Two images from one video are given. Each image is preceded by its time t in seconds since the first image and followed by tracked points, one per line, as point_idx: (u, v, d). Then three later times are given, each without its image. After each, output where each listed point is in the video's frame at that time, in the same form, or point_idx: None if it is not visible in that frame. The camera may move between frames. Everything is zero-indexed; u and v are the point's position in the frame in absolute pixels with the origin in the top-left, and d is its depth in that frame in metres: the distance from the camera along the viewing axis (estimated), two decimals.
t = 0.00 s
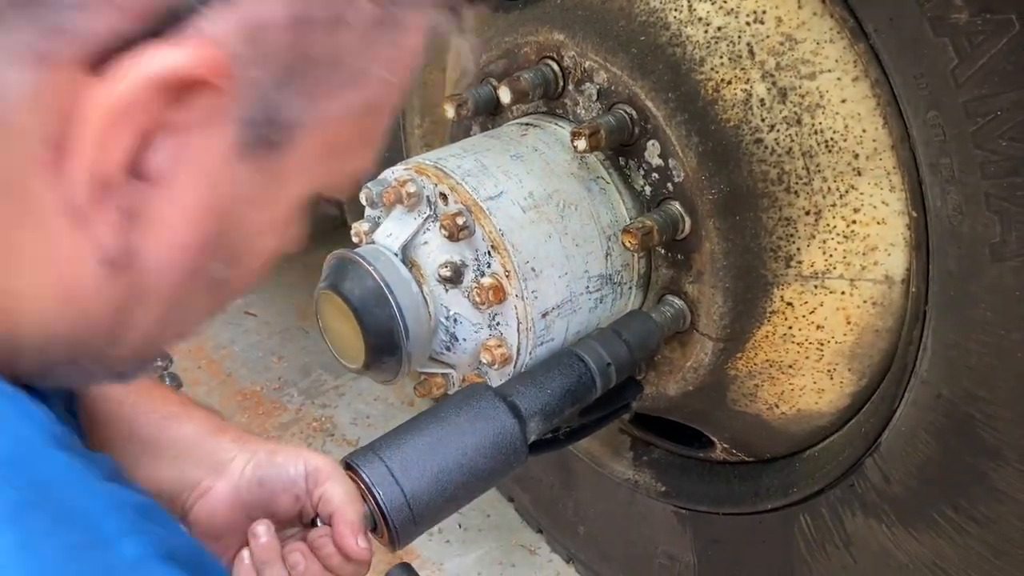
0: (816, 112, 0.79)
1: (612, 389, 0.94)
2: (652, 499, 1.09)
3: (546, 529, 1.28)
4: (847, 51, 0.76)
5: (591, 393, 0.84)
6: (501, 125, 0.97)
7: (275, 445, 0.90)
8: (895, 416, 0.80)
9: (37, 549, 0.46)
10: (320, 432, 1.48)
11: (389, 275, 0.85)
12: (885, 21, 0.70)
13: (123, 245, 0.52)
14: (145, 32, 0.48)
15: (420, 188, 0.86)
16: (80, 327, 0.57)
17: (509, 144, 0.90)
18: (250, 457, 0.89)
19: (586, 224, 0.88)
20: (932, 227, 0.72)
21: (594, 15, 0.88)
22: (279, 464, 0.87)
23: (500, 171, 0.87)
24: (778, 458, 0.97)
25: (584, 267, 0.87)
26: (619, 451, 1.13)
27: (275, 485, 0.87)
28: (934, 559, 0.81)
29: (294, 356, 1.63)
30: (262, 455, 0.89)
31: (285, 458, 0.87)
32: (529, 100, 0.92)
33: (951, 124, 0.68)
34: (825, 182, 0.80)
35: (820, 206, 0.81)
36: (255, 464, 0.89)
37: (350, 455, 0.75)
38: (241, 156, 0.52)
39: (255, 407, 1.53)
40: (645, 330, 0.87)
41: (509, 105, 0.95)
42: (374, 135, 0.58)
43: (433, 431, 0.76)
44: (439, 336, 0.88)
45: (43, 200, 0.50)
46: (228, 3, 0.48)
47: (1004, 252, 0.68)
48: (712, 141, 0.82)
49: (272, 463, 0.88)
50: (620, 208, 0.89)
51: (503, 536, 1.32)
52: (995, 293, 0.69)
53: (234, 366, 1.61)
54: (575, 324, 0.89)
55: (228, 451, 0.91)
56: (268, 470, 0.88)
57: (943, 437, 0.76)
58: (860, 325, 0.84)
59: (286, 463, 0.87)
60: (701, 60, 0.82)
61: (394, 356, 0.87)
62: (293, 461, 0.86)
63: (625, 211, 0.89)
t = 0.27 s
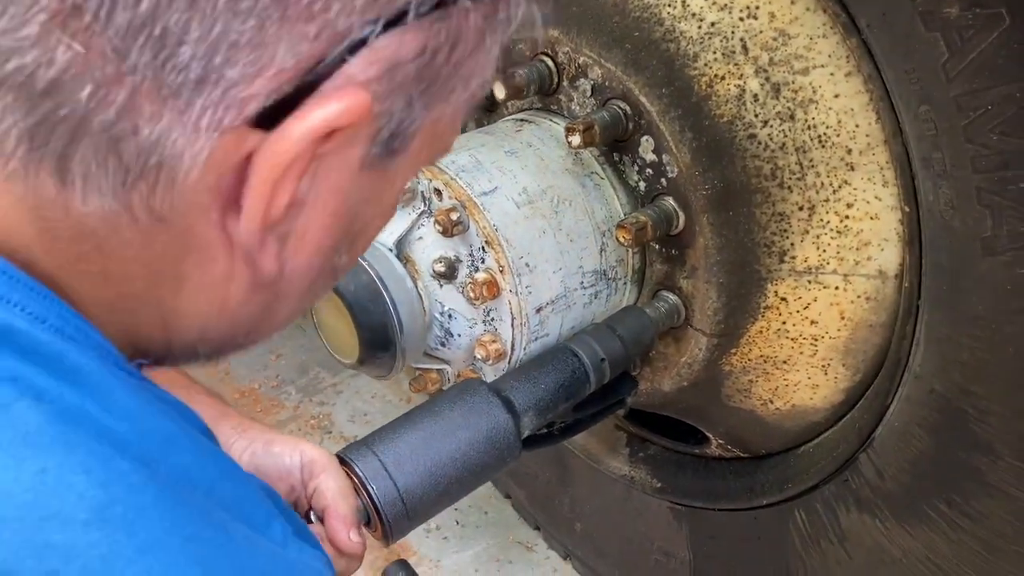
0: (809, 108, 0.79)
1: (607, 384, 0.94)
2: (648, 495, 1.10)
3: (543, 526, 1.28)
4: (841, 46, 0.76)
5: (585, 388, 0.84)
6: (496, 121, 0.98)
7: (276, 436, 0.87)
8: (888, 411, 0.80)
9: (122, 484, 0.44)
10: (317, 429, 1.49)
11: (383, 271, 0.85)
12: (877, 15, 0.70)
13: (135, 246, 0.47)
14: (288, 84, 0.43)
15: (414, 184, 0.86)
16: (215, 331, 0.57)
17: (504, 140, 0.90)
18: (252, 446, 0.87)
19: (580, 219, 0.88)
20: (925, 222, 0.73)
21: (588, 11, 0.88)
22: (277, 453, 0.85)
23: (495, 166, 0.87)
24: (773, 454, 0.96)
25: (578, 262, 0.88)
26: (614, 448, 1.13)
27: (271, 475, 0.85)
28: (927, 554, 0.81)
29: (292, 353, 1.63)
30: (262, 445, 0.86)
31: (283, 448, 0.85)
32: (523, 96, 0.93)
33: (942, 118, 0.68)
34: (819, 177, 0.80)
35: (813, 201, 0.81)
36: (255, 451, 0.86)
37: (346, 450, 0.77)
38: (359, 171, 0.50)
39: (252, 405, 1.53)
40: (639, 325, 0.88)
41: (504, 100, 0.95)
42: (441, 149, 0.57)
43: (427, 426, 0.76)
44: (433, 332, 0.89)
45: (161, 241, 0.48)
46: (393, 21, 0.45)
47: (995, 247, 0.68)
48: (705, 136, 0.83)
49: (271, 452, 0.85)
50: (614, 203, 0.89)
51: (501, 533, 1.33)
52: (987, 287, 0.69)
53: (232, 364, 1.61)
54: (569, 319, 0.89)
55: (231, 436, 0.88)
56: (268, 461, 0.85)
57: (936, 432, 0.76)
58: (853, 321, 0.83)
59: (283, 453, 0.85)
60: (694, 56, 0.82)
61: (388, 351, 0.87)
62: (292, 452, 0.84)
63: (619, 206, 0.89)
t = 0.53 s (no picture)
0: (811, 107, 0.79)
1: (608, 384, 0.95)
2: (649, 494, 1.10)
3: (544, 525, 1.28)
4: (842, 46, 0.76)
5: (586, 387, 0.84)
6: (498, 121, 0.98)
7: (267, 435, 0.90)
8: (890, 411, 0.80)
9: (109, 504, 0.50)
10: (319, 428, 1.48)
11: (385, 270, 0.86)
12: (878, 15, 0.70)
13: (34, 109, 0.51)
14: None
15: (416, 184, 0.87)
16: None
17: (505, 140, 0.90)
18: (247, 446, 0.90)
19: (582, 219, 0.88)
20: (926, 221, 0.72)
21: (589, 10, 0.88)
22: (272, 450, 0.88)
23: (496, 166, 0.87)
24: (774, 454, 0.97)
25: (580, 262, 0.88)
26: (616, 447, 1.13)
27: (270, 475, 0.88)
28: (929, 553, 0.81)
29: (294, 353, 1.63)
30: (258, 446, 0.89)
31: (275, 444, 0.88)
32: (524, 96, 0.92)
33: (943, 118, 0.68)
34: (820, 177, 0.81)
35: (815, 201, 0.81)
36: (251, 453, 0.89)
37: (344, 451, 0.76)
38: None
39: (254, 404, 1.53)
40: (640, 325, 0.88)
41: (505, 100, 0.95)
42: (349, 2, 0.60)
43: (427, 425, 0.76)
44: (434, 332, 0.89)
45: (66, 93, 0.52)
46: None
47: (997, 246, 0.68)
48: (707, 136, 0.83)
49: (265, 449, 0.88)
50: (615, 203, 0.89)
51: (502, 533, 1.33)
52: (988, 286, 0.69)
53: (234, 363, 1.61)
54: (571, 319, 0.89)
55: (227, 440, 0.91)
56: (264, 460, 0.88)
57: (937, 432, 0.76)
58: (855, 321, 0.84)
59: (278, 449, 0.87)
60: (695, 56, 0.83)
61: (390, 351, 0.87)
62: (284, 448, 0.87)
63: (621, 206, 0.89)
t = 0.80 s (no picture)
0: (821, 104, 0.79)
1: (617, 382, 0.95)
2: (656, 493, 1.09)
3: (551, 523, 1.28)
4: (853, 42, 0.75)
5: (594, 385, 0.84)
6: (506, 118, 0.98)
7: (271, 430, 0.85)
8: (900, 409, 0.80)
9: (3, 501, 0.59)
10: (325, 426, 1.48)
11: (394, 268, 0.86)
12: (890, 10, 0.70)
13: None
14: None
15: (425, 180, 0.87)
16: None
17: (514, 137, 0.90)
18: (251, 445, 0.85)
19: (591, 216, 0.88)
20: (937, 218, 0.72)
21: (599, 6, 0.88)
22: (275, 450, 0.83)
23: (505, 163, 0.87)
24: (783, 452, 0.97)
25: (589, 259, 0.87)
26: (624, 446, 1.13)
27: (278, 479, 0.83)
28: (939, 552, 0.81)
29: (299, 351, 1.63)
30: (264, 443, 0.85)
31: (281, 443, 0.83)
32: (533, 92, 0.92)
33: (955, 114, 0.68)
34: (830, 174, 0.80)
35: (825, 198, 0.81)
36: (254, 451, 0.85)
37: (350, 446, 0.75)
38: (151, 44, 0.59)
39: (260, 402, 1.53)
40: (649, 323, 0.87)
41: (513, 97, 0.94)
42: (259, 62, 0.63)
43: (433, 421, 0.76)
44: (443, 329, 0.89)
45: None
46: None
47: (1009, 243, 0.67)
48: (717, 133, 0.82)
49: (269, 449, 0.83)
50: (625, 200, 0.89)
51: (508, 531, 1.32)
52: (1000, 283, 0.68)
53: (240, 361, 1.61)
54: (580, 316, 0.89)
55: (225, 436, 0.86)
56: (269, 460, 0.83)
57: (948, 429, 0.76)
58: (865, 318, 0.83)
59: (283, 448, 0.83)
60: (705, 52, 0.82)
61: (399, 347, 0.87)
62: (289, 448, 0.82)
63: (630, 203, 0.89)
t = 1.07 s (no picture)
0: (834, 103, 0.78)
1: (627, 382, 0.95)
2: (665, 493, 1.09)
3: (559, 523, 1.28)
4: (866, 41, 0.75)
5: (604, 385, 0.84)
6: (516, 117, 0.98)
7: (275, 426, 0.81)
8: (912, 410, 0.79)
9: None
10: (333, 425, 1.48)
11: (405, 267, 0.86)
12: (904, 10, 0.69)
13: None
14: None
15: (436, 180, 0.86)
16: None
17: (525, 136, 0.90)
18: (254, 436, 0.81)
19: (601, 216, 0.87)
20: (951, 219, 0.72)
21: (610, 6, 0.88)
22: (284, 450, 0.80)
23: (515, 162, 0.87)
24: (793, 453, 0.97)
25: (599, 259, 0.87)
26: (632, 446, 1.13)
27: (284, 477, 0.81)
28: (951, 553, 0.80)
29: (307, 350, 1.63)
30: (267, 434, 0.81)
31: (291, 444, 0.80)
32: (543, 92, 0.91)
33: (970, 114, 0.67)
34: (842, 174, 0.80)
35: (837, 198, 0.81)
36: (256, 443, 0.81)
37: (360, 445, 0.75)
38: None
39: (268, 401, 1.53)
40: (660, 323, 0.87)
41: (523, 97, 0.94)
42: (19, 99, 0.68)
43: (443, 420, 0.76)
44: (453, 328, 0.88)
45: None
46: None
47: None
48: (728, 132, 0.82)
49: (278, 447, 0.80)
50: (635, 199, 0.89)
51: (516, 531, 1.32)
52: (1015, 283, 0.68)
53: (247, 361, 1.61)
54: (590, 316, 0.89)
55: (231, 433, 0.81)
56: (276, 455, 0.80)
57: (961, 430, 0.75)
58: (877, 318, 0.83)
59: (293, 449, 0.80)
60: (717, 51, 0.82)
61: (409, 347, 0.87)
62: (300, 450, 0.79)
63: (641, 203, 0.89)
